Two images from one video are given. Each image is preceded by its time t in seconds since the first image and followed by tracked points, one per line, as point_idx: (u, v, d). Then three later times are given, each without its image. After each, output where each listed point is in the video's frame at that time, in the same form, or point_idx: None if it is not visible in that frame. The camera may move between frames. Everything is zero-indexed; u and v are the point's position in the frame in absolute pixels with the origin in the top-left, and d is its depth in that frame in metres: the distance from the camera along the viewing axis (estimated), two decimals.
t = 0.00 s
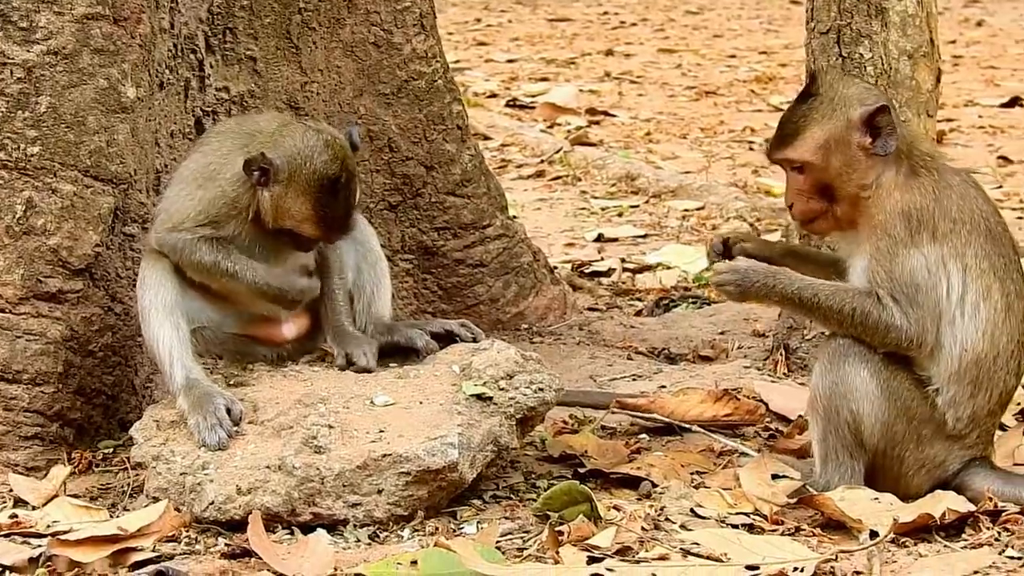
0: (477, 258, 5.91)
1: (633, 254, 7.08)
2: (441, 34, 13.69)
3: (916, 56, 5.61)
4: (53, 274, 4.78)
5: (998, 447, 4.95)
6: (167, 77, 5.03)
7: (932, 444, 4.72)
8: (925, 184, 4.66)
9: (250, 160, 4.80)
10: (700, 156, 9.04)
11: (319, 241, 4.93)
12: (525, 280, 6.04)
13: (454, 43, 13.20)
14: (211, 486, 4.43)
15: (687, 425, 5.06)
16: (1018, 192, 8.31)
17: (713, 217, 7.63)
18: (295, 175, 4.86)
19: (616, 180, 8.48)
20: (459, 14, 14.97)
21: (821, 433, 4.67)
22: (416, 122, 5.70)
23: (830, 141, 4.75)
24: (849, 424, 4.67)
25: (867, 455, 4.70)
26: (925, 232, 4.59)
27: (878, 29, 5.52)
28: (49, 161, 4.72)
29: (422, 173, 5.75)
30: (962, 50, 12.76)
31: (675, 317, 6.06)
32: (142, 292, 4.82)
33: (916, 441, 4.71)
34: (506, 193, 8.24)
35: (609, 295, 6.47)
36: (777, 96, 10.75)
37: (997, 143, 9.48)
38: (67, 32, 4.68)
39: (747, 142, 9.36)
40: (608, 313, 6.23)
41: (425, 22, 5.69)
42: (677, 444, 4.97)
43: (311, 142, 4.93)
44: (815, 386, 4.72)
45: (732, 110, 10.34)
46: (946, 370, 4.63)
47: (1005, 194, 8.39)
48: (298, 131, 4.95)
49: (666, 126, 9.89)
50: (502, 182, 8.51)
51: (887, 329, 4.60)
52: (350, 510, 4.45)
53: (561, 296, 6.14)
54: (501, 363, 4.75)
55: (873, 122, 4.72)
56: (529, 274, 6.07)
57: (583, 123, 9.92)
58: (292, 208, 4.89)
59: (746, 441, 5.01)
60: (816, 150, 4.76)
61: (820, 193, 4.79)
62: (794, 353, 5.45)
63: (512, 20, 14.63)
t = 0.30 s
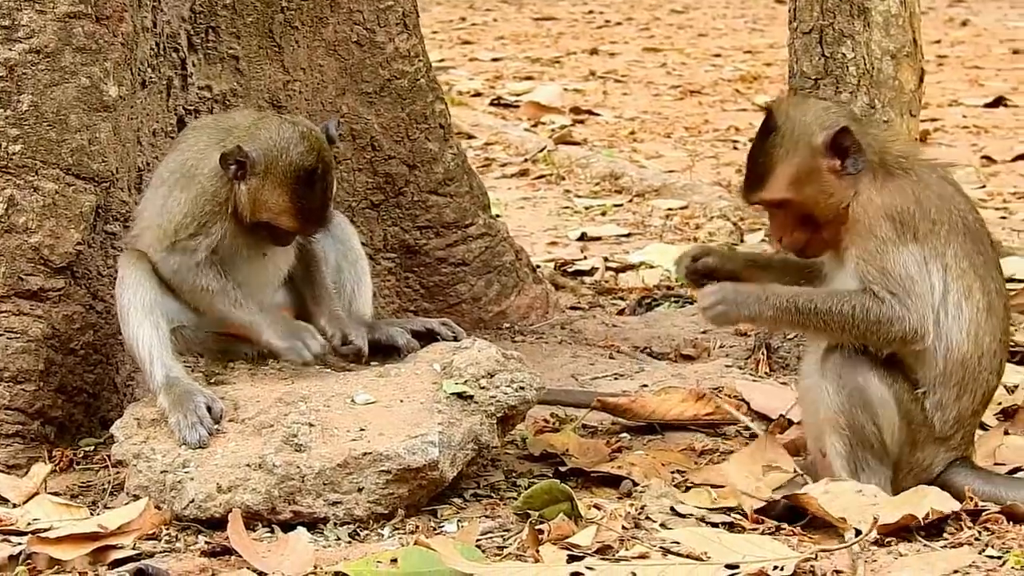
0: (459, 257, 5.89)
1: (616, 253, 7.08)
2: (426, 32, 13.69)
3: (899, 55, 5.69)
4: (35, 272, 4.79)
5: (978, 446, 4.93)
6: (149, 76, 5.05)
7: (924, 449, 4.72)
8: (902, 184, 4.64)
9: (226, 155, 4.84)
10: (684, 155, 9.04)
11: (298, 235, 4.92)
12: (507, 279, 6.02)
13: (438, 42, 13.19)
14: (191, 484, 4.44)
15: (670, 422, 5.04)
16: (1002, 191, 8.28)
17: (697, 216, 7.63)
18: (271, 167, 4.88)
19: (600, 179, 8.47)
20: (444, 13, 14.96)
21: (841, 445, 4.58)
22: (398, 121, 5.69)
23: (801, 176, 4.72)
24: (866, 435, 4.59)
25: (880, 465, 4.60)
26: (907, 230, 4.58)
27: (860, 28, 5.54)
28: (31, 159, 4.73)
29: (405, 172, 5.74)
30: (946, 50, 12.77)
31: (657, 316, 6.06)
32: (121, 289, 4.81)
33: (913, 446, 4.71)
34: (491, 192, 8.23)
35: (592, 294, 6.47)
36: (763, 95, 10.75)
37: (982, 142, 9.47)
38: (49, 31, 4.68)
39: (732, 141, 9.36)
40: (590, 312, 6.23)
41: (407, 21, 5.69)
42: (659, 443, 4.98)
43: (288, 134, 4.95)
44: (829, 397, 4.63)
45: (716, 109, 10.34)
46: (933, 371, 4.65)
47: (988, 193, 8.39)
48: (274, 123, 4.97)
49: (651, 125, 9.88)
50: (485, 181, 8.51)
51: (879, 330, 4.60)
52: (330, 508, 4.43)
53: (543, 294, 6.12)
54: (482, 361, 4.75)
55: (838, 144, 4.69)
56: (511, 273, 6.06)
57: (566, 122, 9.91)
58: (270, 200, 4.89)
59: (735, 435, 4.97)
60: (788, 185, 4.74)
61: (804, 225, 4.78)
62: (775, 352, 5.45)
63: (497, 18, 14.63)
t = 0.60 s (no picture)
0: (441, 255, 5.90)
1: (598, 251, 7.08)
2: (409, 32, 13.71)
3: (881, 54, 5.82)
4: (15, 269, 4.84)
5: (959, 444, 4.88)
6: (130, 73, 5.06)
7: (913, 452, 4.65)
8: (877, 203, 4.56)
9: (216, 143, 4.80)
10: (667, 154, 9.05)
11: (296, 218, 4.84)
12: (489, 277, 6.02)
13: (421, 42, 13.21)
14: (172, 480, 4.43)
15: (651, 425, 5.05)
16: (984, 190, 8.27)
17: (679, 215, 7.63)
18: (264, 152, 4.82)
19: (582, 178, 8.48)
20: (428, 13, 14.98)
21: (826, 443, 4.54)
22: (379, 119, 5.70)
23: (777, 203, 4.53)
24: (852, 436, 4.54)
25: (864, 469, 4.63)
26: (890, 246, 4.52)
27: (842, 27, 5.68)
28: (11, 156, 4.77)
29: (386, 169, 5.75)
30: (930, 50, 12.79)
31: (638, 314, 6.06)
32: (105, 284, 4.88)
33: (902, 451, 4.63)
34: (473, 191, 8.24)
35: (573, 292, 6.47)
36: (747, 96, 10.75)
37: (964, 142, 9.47)
38: (29, 28, 4.73)
39: (714, 140, 9.37)
40: (572, 310, 6.23)
41: (388, 19, 5.71)
42: (640, 441, 4.99)
43: (275, 118, 4.89)
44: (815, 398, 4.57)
45: (699, 110, 10.36)
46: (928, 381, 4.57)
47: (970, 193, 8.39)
48: (260, 110, 4.92)
49: (634, 125, 9.89)
50: (468, 181, 8.51)
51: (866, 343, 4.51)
52: (311, 505, 4.42)
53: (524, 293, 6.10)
54: (463, 359, 4.72)
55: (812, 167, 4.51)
56: (493, 271, 6.05)
57: (549, 122, 9.92)
58: (265, 185, 4.82)
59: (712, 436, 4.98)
60: (762, 215, 4.55)
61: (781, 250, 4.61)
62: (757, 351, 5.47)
63: (481, 18, 14.64)
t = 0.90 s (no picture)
0: (429, 249, 5.92)
1: (586, 246, 7.09)
2: (397, 27, 13.71)
3: (869, 49, 6.20)
4: (4, 262, 4.84)
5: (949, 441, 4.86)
6: (119, 66, 5.05)
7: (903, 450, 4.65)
8: (882, 211, 4.45)
9: (203, 151, 4.79)
10: (655, 149, 9.07)
11: (278, 228, 4.84)
12: (477, 271, 6.05)
13: (410, 37, 13.22)
14: (160, 474, 4.41)
15: (640, 418, 5.11)
16: (973, 185, 8.28)
17: (667, 210, 7.64)
18: (249, 162, 4.81)
19: (571, 173, 8.49)
20: (417, 8, 14.99)
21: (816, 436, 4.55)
22: (367, 113, 5.72)
23: (809, 206, 4.31)
24: (842, 431, 4.54)
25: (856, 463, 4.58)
26: (898, 255, 4.44)
27: (831, 22, 6.00)
28: None
29: (375, 164, 5.76)
30: (919, 46, 12.80)
31: (627, 309, 6.07)
32: (94, 278, 4.89)
33: (890, 449, 4.64)
34: (462, 186, 8.25)
35: (562, 287, 6.48)
36: (736, 91, 10.76)
37: (953, 138, 9.49)
38: (18, 21, 4.72)
39: (703, 135, 9.39)
40: (561, 305, 6.24)
41: (377, 13, 5.72)
42: (629, 436, 5.00)
43: (262, 127, 4.89)
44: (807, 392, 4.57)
45: (688, 105, 10.37)
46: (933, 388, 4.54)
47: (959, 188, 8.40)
48: (248, 118, 4.91)
49: (622, 119, 9.91)
50: (456, 175, 8.52)
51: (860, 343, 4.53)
52: (299, 499, 4.41)
53: (513, 287, 6.14)
54: (451, 353, 4.72)
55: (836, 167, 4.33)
56: (481, 265, 6.08)
57: (538, 116, 9.94)
58: (249, 196, 4.81)
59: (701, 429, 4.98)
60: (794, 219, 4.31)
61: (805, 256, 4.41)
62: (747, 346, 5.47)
63: (469, 13, 14.64)
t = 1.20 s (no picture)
0: (423, 243, 5.91)
1: (580, 240, 7.09)
2: (389, 22, 13.71)
3: (863, 43, 5.90)
4: None
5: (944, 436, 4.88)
6: (114, 62, 5.04)
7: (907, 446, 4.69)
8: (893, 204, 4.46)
9: (195, 146, 4.81)
10: (648, 143, 9.07)
11: (271, 219, 4.92)
12: (471, 266, 6.05)
13: (401, 31, 13.21)
14: (156, 469, 4.43)
15: (635, 413, 5.10)
16: (966, 179, 8.29)
17: (660, 204, 7.66)
18: (240, 155, 4.88)
19: (563, 166, 8.49)
20: (408, 2, 14.97)
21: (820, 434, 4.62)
22: (361, 108, 5.70)
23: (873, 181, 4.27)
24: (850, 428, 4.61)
25: (857, 460, 4.64)
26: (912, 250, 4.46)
27: (825, 16, 5.79)
28: None
29: (368, 158, 5.75)
30: (911, 39, 12.81)
31: (620, 303, 6.08)
32: (88, 273, 4.88)
33: (896, 444, 4.65)
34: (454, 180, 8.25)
35: (555, 281, 6.49)
36: (729, 84, 10.77)
37: (946, 132, 9.49)
38: (13, 17, 4.73)
39: (695, 129, 9.39)
40: (555, 299, 6.25)
41: (371, 8, 5.74)
42: (623, 431, 5.00)
43: (251, 120, 4.96)
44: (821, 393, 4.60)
45: (680, 98, 10.37)
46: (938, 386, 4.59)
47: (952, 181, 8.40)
48: (237, 112, 4.98)
49: (615, 113, 9.91)
50: (449, 169, 8.52)
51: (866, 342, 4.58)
52: (294, 494, 4.42)
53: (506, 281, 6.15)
54: (445, 347, 4.73)
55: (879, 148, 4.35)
56: (475, 260, 6.08)
57: (530, 110, 9.93)
58: (242, 188, 4.88)
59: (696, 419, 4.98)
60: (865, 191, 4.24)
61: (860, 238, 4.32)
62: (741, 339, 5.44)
63: (460, 7, 14.63)
